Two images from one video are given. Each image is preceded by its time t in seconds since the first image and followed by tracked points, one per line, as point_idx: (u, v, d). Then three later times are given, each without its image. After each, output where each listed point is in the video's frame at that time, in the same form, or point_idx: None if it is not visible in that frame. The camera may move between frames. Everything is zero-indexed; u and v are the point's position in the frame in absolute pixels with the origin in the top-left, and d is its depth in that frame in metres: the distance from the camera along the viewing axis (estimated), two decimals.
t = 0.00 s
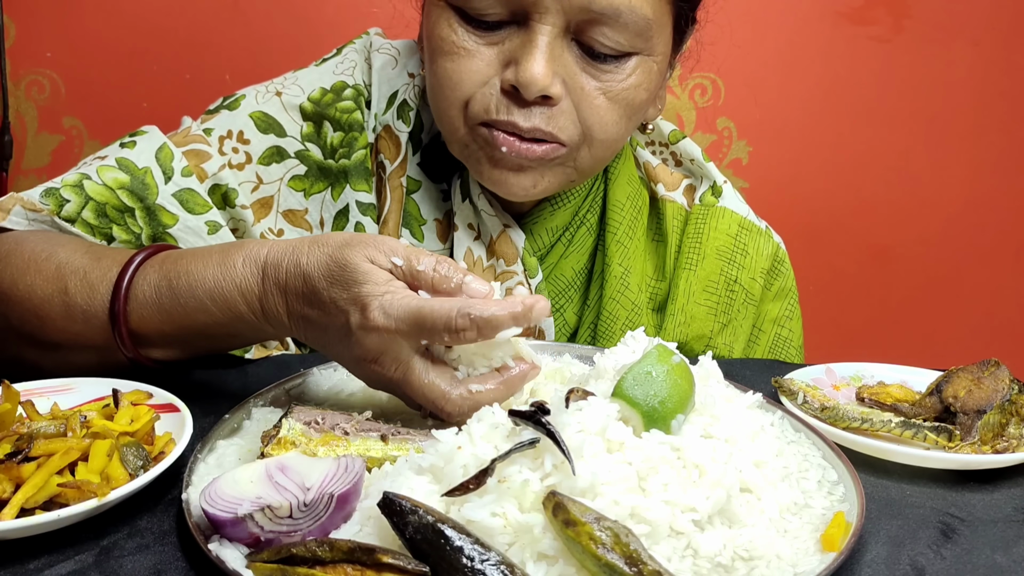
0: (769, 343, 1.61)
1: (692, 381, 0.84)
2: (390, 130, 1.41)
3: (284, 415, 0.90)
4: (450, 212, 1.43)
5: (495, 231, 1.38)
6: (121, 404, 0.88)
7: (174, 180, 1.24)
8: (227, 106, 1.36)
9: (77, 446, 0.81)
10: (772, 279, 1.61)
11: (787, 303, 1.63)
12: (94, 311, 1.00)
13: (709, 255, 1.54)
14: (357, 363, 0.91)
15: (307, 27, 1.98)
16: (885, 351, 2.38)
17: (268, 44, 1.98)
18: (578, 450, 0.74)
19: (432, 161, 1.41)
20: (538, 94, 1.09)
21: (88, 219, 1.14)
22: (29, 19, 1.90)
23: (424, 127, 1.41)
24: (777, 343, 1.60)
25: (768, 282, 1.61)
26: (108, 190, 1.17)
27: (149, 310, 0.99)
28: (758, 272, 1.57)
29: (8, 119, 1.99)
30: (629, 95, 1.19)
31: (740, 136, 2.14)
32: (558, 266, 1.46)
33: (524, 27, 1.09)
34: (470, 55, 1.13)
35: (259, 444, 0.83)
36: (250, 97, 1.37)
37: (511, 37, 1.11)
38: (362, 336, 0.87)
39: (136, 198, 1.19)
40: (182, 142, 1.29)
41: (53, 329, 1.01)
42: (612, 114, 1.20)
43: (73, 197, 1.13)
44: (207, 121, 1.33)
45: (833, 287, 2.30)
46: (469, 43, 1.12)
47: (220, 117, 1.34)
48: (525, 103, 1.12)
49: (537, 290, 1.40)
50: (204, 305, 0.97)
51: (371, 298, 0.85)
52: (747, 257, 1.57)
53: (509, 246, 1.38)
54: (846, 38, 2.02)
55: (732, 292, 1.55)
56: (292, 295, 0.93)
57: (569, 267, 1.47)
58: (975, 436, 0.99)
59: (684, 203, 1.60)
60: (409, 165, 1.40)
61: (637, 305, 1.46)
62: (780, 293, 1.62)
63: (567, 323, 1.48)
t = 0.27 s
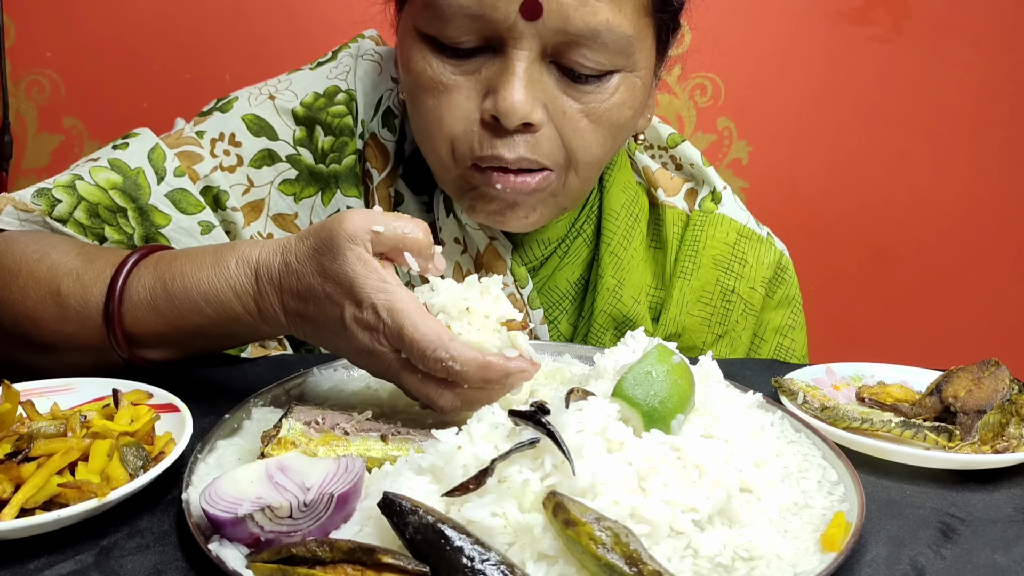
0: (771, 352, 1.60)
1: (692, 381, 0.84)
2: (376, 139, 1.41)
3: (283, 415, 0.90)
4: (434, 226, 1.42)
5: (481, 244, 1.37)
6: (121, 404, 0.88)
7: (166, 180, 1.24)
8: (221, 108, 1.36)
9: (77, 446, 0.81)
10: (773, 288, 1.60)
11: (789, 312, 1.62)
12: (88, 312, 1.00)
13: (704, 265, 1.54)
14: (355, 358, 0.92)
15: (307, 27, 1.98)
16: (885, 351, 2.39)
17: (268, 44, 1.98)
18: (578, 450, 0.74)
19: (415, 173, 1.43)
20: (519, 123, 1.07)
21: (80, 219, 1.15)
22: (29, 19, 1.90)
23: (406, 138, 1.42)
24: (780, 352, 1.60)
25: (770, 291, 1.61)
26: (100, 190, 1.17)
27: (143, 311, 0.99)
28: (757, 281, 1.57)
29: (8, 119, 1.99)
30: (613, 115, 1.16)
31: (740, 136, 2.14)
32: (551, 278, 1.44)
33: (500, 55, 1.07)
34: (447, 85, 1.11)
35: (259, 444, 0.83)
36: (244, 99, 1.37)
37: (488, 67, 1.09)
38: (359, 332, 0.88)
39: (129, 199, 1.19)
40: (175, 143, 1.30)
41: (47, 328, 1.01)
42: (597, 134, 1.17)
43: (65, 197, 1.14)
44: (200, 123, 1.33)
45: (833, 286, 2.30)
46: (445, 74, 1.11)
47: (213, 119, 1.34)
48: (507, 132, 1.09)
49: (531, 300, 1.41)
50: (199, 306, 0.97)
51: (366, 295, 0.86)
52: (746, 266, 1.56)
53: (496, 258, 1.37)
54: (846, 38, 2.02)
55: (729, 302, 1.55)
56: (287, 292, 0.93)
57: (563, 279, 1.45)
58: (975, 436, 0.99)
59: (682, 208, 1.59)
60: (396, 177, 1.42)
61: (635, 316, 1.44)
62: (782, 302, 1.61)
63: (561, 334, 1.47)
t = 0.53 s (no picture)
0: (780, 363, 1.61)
1: (692, 381, 0.84)
2: (371, 147, 1.38)
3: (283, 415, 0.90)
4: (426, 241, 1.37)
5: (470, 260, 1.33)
6: (121, 404, 0.88)
7: (167, 183, 1.23)
8: (221, 111, 1.36)
9: (77, 446, 0.81)
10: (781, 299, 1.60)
11: (799, 322, 1.63)
12: (94, 316, 1.00)
13: (708, 276, 1.54)
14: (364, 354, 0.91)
15: (307, 27, 1.98)
16: (885, 350, 2.39)
17: (268, 43, 1.98)
18: (578, 450, 0.74)
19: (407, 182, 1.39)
20: (502, 156, 0.99)
21: (80, 221, 1.15)
22: (30, 18, 1.90)
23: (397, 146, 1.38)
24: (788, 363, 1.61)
25: (782, 301, 1.61)
26: (101, 192, 1.17)
27: (150, 313, 0.99)
28: (763, 292, 1.56)
29: (8, 119, 1.99)
30: (602, 141, 1.07)
31: (740, 136, 2.14)
32: (552, 289, 1.42)
33: (479, 87, 0.99)
34: (424, 117, 1.03)
35: (259, 444, 0.83)
36: (244, 102, 1.36)
37: (466, 99, 1.01)
38: (364, 327, 0.87)
39: (129, 202, 1.19)
40: (176, 146, 1.29)
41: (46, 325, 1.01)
42: (587, 161, 1.08)
43: (65, 199, 1.14)
44: (201, 126, 1.32)
45: (833, 286, 2.30)
46: (422, 106, 1.03)
47: (214, 121, 1.34)
48: (491, 165, 1.02)
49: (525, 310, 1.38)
50: (208, 308, 0.98)
51: (372, 291, 0.85)
52: (751, 276, 1.56)
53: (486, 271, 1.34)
54: (846, 38, 2.02)
55: (734, 314, 1.54)
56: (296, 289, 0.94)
57: (562, 290, 1.43)
58: (975, 435, 0.99)
59: (689, 216, 1.58)
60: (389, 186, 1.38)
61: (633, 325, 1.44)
62: (791, 313, 1.62)
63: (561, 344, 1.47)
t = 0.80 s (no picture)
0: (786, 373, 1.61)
1: (692, 381, 0.84)
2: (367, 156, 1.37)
3: (282, 415, 0.90)
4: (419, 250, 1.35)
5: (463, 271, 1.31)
6: (121, 404, 0.88)
7: (170, 183, 1.24)
8: (225, 113, 1.35)
9: (77, 446, 0.81)
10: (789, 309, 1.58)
11: (806, 331, 1.62)
12: (102, 301, 1.00)
13: (711, 286, 1.54)
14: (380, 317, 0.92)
15: (307, 27, 1.98)
16: (885, 350, 2.39)
17: (268, 44, 1.98)
18: (578, 450, 0.74)
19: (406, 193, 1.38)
20: (500, 166, 0.95)
21: (84, 220, 1.15)
22: (29, 18, 1.90)
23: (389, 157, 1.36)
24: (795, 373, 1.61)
25: (789, 310, 1.59)
26: (104, 191, 1.18)
27: (159, 297, 0.99)
28: (768, 302, 1.55)
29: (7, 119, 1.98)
30: (600, 151, 1.04)
31: (740, 136, 2.14)
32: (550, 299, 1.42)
33: (473, 97, 0.96)
34: (418, 130, 1.00)
35: (258, 444, 0.83)
36: (248, 105, 1.36)
37: (460, 110, 0.97)
38: (376, 289, 0.88)
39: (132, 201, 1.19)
40: (180, 146, 1.29)
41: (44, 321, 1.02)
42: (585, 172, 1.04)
43: (68, 198, 1.15)
44: (204, 129, 1.32)
45: (833, 286, 2.30)
46: (415, 118, 1.00)
47: (218, 124, 1.34)
48: (487, 177, 0.99)
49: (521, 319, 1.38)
50: (218, 286, 0.98)
51: (383, 252, 0.85)
52: (755, 286, 1.55)
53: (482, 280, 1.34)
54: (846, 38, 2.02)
55: (738, 324, 1.54)
56: (306, 261, 0.94)
57: (561, 299, 1.43)
58: (975, 435, 0.99)
59: (692, 223, 1.57)
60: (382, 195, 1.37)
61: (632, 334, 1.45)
62: (798, 322, 1.61)
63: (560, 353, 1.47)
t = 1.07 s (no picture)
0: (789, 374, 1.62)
1: (692, 382, 0.84)
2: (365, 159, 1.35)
3: (282, 416, 0.90)
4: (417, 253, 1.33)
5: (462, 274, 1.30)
6: (121, 404, 0.88)
7: (172, 183, 1.23)
8: (227, 115, 1.36)
9: (76, 446, 0.81)
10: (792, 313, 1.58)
11: (808, 332, 1.63)
12: (98, 287, 1.00)
13: (712, 289, 1.54)
14: (383, 292, 0.90)
15: (307, 27, 1.98)
16: (885, 350, 2.39)
17: (268, 43, 1.98)
18: (578, 450, 0.73)
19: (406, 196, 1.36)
20: (499, 165, 0.92)
21: (86, 218, 1.17)
22: (29, 18, 1.90)
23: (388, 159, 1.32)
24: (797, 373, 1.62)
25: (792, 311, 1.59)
26: (106, 190, 1.18)
27: (157, 281, 0.99)
28: (770, 305, 1.55)
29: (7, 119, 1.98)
30: (600, 150, 1.02)
31: (740, 136, 2.14)
32: (549, 301, 1.40)
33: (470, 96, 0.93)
34: (415, 130, 0.97)
35: (258, 445, 0.83)
36: (250, 108, 1.36)
37: (458, 109, 0.95)
38: (381, 256, 0.86)
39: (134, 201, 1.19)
40: (183, 147, 1.30)
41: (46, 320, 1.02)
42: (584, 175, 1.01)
43: (70, 197, 1.16)
44: (206, 130, 1.33)
45: (834, 286, 2.30)
46: (412, 117, 0.97)
47: (219, 126, 1.34)
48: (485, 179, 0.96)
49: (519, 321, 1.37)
50: (215, 269, 0.98)
51: (387, 215, 0.85)
52: (756, 289, 1.55)
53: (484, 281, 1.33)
54: (847, 38, 2.02)
55: (738, 327, 1.54)
56: (307, 240, 0.93)
57: (559, 300, 1.41)
58: (976, 436, 0.99)
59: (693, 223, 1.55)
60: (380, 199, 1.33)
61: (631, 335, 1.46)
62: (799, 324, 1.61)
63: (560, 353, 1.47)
